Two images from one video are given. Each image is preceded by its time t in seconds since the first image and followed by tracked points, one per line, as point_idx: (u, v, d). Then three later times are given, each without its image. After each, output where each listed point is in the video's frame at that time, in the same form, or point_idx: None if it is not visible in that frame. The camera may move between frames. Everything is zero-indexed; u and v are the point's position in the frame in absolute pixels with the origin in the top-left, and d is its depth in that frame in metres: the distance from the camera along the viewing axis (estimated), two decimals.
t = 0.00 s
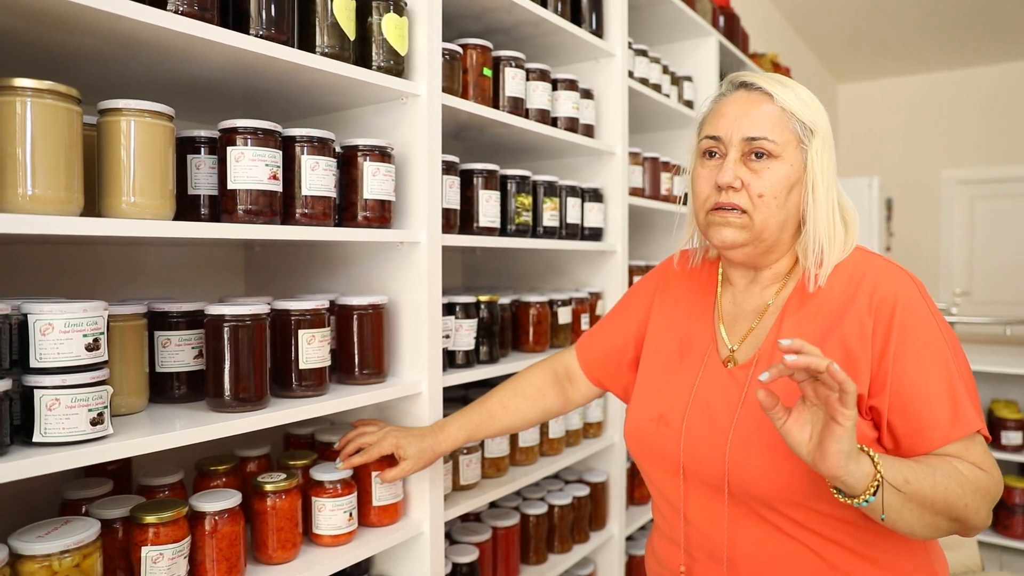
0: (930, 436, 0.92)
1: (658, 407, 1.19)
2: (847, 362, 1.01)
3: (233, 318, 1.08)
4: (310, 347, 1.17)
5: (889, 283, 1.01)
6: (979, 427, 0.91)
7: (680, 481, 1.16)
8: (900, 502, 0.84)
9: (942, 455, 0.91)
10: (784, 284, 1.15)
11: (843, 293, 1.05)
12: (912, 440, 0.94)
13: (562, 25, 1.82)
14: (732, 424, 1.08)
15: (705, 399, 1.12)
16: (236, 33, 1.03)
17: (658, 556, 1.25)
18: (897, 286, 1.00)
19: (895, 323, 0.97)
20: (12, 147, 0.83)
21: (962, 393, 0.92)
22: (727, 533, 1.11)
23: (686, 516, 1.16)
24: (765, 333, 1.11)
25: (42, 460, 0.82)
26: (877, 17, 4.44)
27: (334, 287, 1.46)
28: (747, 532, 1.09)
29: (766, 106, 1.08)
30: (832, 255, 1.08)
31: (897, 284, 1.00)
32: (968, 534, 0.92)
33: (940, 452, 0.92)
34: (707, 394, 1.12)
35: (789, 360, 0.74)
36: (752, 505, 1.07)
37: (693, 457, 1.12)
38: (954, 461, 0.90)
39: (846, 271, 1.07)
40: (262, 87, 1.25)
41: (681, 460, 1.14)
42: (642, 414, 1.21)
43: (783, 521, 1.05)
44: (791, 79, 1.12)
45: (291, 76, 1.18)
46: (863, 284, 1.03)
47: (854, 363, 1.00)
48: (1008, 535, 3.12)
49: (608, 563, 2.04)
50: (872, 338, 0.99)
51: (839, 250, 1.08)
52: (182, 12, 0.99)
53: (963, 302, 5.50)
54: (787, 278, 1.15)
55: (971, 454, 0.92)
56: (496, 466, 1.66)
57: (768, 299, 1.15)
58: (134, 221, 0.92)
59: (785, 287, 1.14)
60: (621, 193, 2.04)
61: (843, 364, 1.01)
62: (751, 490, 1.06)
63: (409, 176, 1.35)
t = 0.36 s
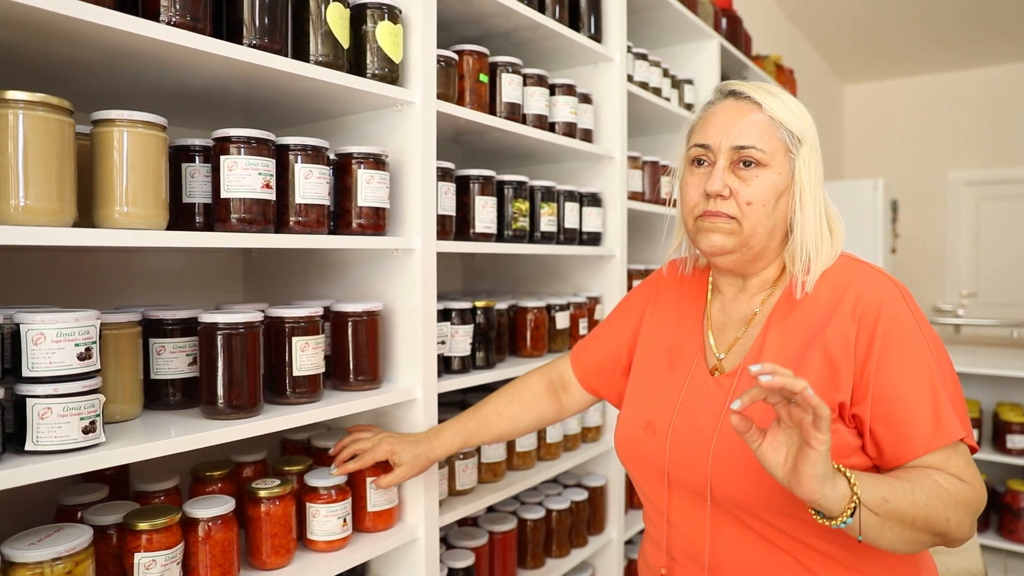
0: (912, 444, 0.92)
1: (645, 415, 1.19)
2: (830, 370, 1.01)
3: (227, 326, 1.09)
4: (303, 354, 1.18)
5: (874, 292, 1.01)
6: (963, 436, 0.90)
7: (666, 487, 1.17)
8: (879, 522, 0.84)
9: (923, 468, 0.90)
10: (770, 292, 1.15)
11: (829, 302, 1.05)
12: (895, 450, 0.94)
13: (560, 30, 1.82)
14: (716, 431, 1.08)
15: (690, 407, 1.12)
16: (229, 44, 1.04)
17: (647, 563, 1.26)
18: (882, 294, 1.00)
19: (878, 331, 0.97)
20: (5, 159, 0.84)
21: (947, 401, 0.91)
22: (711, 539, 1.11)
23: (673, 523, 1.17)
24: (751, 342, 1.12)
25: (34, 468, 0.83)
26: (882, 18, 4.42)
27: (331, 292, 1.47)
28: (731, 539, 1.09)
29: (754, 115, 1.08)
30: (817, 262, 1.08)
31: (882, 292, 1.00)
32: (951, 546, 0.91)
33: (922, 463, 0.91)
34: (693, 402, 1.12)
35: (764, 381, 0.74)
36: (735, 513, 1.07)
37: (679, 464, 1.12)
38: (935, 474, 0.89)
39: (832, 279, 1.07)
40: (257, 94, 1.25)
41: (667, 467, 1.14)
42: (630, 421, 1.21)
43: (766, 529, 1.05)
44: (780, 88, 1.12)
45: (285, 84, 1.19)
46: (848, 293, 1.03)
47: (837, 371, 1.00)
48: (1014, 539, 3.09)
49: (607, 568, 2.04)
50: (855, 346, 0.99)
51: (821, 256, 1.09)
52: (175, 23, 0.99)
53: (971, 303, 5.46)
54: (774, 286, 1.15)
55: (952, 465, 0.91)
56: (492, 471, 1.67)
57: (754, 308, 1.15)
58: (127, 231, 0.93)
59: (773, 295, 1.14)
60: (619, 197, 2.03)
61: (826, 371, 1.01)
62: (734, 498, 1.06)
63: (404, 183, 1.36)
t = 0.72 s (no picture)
0: (904, 452, 0.91)
1: (638, 420, 1.19)
2: (822, 377, 1.01)
3: (225, 330, 1.10)
4: (302, 357, 1.19)
5: (868, 298, 1.00)
6: (956, 444, 0.89)
7: (657, 493, 1.16)
8: (870, 534, 0.84)
9: (917, 477, 0.90)
10: (764, 298, 1.15)
11: (822, 308, 1.04)
12: (887, 457, 0.94)
13: (561, 32, 1.82)
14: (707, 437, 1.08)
15: (683, 413, 1.12)
16: (227, 49, 1.04)
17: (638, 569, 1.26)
18: (876, 300, 1.00)
19: (871, 338, 0.97)
20: (3, 165, 0.85)
21: (939, 408, 0.91)
22: (702, 546, 1.11)
23: (663, 529, 1.17)
24: (744, 347, 1.12)
25: (32, 472, 0.83)
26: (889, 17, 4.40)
27: (331, 296, 1.47)
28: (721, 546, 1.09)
29: (745, 115, 1.08)
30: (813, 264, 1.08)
31: (877, 299, 1.00)
32: (945, 556, 0.91)
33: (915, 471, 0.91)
34: (685, 408, 1.12)
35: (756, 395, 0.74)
36: (726, 519, 1.07)
37: (670, 470, 1.12)
38: (929, 483, 0.89)
39: (825, 285, 1.06)
40: (257, 98, 1.26)
41: (658, 472, 1.14)
42: (623, 425, 1.21)
43: (756, 536, 1.04)
44: (770, 89, 1.12)
45: (284, 89, 1.19)
46: (841, 299, 1.03)
47: (829, 377, 1.00)
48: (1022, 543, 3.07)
49: (609, 571, 2.04)
50: (848, 352, 0.99)
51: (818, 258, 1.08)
52: (173, 29, 1.00)
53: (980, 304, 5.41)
54: (768, 290, 1.15)
55: (946, 474, 0.90)
56: (493, 473, 1.67)
57: (748, 313, 1.15)
58: (125, 236, 0.94)
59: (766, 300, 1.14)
60: (622, 200, 2.03)
61: (818, 377, 1.01)
62: (725, 505, 1.06)
63: (403, 187, 1.36)
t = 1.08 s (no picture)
0: (892, 456, 0.91)
1: (632, 420, 1.19)
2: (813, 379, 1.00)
3: (228, 332, 1.10)
4: (305, 360, 1.19)
5: (861, 300, 1.00)
6: (944, 450, 0.89)
7: (648, 495, 1.16)
8: (858, 527, 0.83)
9: (907, 480, 0.89)
10: (760, 299, 1.15)
11: (814, 310, 1.04)
12: (874, 461, 0.93)
13: (566, 34, 1.82)
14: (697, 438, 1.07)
15: (675, 414, 1.12)
16: (230, 54, 1.05)
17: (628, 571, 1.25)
18: (868, 302, 0.99)
19: (863, 341, 0.97)
20: (8, 170, 0.86)
21: (929, 413, 0.90)
22: (691, 547, 1.11)
23: (655, 531, 1.16)
24: (736, 349, 1.11)
25: (35, 473, 0.84)
26: (900, 16, 4.37)
27: (335, 298, 1.48)
28: (710, 548, 1.09)
29: (746, 116, 1.07)
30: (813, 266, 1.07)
31: (869, 301, 0.99)
32: (931, 564, 0.89)
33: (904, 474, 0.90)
34: (677, 409, 1.12)
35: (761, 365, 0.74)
36: (715, 522, 1.07)
37: (660, 471, 1.12)
38: (918, 487, 0.88)
39: (818, 286, 1.06)
40: (261, 101, 1.26)
41: (649, 472, 1.14)
42: (618, 425, 1.21)
43: (745, 540, 1.04)
44: (769, 89, 1.12)
45: (287, 93, 1.20)
46: (834, 302, 1.02)
47: (821, 380, 0.99)
48: None
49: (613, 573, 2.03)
50: (840, 355, 0.99)
51: (817, 258, 1.08)
52: (176, 35, 1.01)
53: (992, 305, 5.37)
54: (764, 292, 1.15)
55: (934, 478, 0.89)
56: (496, 475, 1.67)
57: (744, 313, 1.15)
58: (129, 240, 0.95)
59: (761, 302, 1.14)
60: (627, 201, 2.03)
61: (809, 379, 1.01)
62: (713, 507, 1.05)
63: (405, 190, 1.37)
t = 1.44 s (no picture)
0: (889, 468, 0.91)
1: (626, 426, 1.18)
2: (808, 388, 1.00)
3: (226, 337, 1.10)
4: (304, 364, 1.19)
5: (857, 308, 0.99)
6: (941, 463, 0.89)
7: (640, 502, 1.15)
8: (856, 557, 0.82)
9: (902, 499, 0.89)
10: (755, 304, 1.13)
11: (810, 317, 1.03)
12: (869, 474, 0.93)
13: (569, 35, 1.81)
14: (689, 446, 1.06)
15: (668, 420, 1.11)
16: (228, 58, 1.05)
17: None
18: (865, 309, 0.98)
19: (859, 350, 0.96)
20: (5, 176, 0.86)
21: (925, 425, 0.90)
22: (681, 556, 1.10)
23: (646, 538, 1.15)
24: (731, 355, 1.11)
25: (31, 478, 0.84)
26: (909, 15, 4.33)
27: (336, 301, 1.48)
28: (700, 557, 1.08)
29: (749, 119, 1.06)
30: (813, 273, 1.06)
31: (866, 308, 0.98)
32: None
33: (901, 489, 0.90)
34: (671, 415, 1.11)
35: (756, 400, 0.73)
36: (706, 531, 1.06)
37: (653, 478, 1.11)
38: (913, 505, 0.88)
39: (814, 293, 1.05)
40: (262, 103, 1.26)
41: (641, 479, 1.13)
42: (612, 431, 1.20)
43: (738, 551, 1.03)
44: (770, 90, 1.10)
45: (286, 97, 1.20)
46: (830, 309, 1.01)
47: (816, 389, 0.99)
48: None
49: None
50: (836, 364, 0.98)
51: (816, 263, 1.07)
52: (174, 39, 1.00)
53: (1003, 305, 5.31)
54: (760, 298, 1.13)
55: (931, 493, 0.89)
56: (498, 479, 1.66)
57: (739, 318, 1.14)
58: (127, 245, 0.95)
59: (756, 307, 1.13)
60: (631, 203, 2.01)
61: (804, 388, 1.00)
62: (703, 516, 1.05)
63: (405, 193, 1.36)
